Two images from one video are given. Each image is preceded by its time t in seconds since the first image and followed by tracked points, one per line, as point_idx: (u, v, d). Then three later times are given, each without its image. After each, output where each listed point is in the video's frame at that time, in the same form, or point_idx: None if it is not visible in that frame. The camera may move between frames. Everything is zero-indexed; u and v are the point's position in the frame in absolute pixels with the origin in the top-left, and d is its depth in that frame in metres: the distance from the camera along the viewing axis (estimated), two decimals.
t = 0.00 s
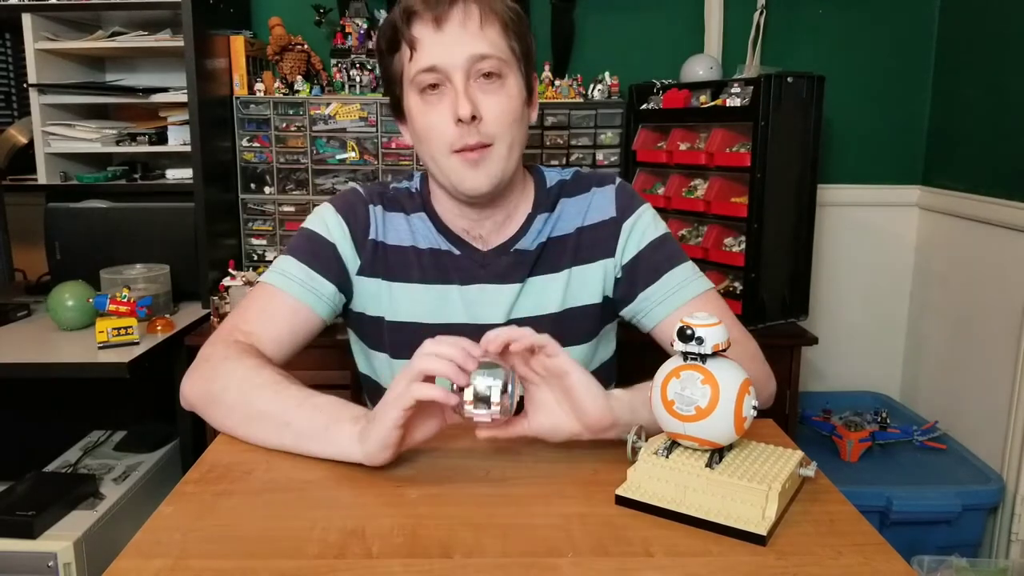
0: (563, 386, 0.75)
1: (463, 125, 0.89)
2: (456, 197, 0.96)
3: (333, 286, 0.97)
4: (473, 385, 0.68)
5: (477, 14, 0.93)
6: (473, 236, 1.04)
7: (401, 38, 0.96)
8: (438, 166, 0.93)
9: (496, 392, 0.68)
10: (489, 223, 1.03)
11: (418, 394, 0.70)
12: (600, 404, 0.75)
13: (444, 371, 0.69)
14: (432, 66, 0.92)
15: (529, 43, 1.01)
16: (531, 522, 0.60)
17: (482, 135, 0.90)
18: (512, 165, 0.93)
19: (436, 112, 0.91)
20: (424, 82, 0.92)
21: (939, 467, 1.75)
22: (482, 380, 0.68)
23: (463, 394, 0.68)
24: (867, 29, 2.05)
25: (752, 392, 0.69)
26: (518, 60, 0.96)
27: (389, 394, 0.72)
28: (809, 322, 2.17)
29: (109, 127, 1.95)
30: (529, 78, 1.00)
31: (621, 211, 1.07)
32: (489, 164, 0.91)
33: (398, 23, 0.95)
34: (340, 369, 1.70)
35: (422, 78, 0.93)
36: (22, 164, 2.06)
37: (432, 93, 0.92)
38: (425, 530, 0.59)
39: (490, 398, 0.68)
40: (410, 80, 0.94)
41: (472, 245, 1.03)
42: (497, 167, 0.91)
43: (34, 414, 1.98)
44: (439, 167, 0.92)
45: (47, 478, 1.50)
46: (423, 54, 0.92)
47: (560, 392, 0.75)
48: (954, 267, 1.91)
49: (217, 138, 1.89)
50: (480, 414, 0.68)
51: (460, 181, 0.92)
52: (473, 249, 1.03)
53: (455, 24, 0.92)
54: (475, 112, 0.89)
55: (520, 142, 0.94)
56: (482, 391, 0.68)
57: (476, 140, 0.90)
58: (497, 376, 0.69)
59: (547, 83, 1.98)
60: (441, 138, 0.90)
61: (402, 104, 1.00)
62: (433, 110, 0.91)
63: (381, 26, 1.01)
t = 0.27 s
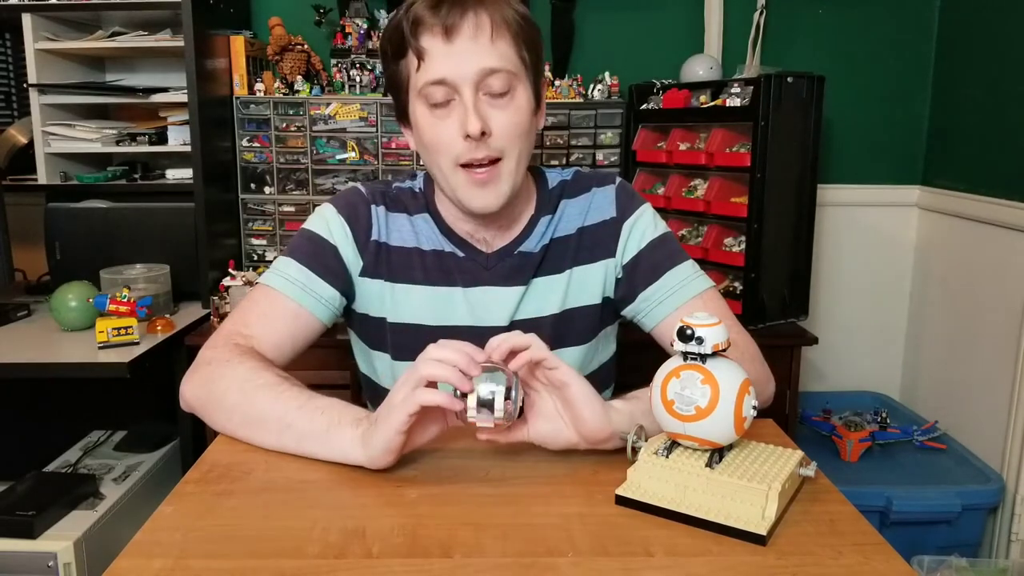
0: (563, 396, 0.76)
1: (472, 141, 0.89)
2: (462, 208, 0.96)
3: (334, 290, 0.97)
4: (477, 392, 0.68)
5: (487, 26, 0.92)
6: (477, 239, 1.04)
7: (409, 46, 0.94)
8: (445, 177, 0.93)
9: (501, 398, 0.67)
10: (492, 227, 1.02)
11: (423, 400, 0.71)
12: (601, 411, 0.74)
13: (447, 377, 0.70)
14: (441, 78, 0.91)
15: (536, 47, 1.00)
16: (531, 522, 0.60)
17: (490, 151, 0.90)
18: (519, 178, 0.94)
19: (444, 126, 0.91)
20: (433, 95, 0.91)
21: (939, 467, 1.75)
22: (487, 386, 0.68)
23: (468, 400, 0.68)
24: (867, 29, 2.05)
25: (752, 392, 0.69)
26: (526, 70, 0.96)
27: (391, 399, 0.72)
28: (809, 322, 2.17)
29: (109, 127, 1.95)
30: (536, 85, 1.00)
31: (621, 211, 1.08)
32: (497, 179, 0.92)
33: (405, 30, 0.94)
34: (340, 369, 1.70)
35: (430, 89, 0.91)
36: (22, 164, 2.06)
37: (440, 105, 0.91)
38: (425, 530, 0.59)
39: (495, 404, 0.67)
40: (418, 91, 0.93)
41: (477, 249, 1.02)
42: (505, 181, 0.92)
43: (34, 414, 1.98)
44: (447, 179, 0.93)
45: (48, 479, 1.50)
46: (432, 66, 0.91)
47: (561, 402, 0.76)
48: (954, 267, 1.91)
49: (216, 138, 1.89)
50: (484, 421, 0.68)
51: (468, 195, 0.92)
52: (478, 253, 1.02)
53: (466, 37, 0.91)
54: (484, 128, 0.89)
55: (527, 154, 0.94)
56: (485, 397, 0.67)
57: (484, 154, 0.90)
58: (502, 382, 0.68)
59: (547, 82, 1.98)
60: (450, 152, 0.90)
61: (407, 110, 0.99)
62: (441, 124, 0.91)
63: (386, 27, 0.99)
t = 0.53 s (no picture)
0: (563, 395, 0.76)
1: (466, 153, 0.89)
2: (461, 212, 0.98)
3: (333, 292, 0.96)
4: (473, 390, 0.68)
5: (481, 37, 0.90)
6: (477, 241, 1.04)
7: (404, 54, 0.93)
8: (443, 184, 0.94)
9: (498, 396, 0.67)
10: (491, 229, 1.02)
11: (420, 398, 0.71)
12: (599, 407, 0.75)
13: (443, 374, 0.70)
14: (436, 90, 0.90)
15: (535, 44, 0.98)
16: (530, 522, 0.60)
17: (485, 160, 0.91)
18: (515, 183, 0.95)
19: (440, 136, 0.91)
20: (429, 106, 0.91)
21: (939, 467, 1.75)
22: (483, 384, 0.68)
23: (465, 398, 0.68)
24: (867, 29, 2.05)
25: (752, 392, 0.69)
26: (523, 75, 0.95)
27: (390, 396, 0.73)
28: (809, 322, 2.17)
29: (109, 127, 1.95)
30: (536, 86, 0.98)
31: (622, 212, 1.07)
32: (494, 188, 0.93)
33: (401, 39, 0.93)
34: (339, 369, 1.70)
35: (426, 100, 0.91)
36: (22, 164, 2.05)
37: (436, 116, 0.91)
38: (425, 530, 0.59)
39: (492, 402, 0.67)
40: (414, 100, 0.93)
41: (476, 249, 1.02)
42: (501, 188, 0.93)
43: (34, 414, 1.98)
44: (444, 186, 0.94)
45: (48, 479, 1.50)
46: (426, 77, 0.90)
47: (560, 401, 0.76)
48: (954, 267, 1.91)
49: (217, 138, 1.89)
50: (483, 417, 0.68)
51: (465, 202, 0.93)
52: (478, 253, 1.02)
53: (460, 49, 0.90)
54: (479, 141, 0.89)
55: (524, 160, 0.95)
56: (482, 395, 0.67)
57: (480, 164, 0.91)
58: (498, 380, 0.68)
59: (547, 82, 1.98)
60: (446, 161, 0.91)
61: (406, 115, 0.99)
62: (437, 134, 0.91)
63: (383, 30, 0.98)
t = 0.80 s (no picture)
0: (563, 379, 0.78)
1: (456, 152, 0.89)
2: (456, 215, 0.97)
3: (331, 293, 0.97)
4: (462, 390, 0.67)
5: (464, 36, 0.91)
6: (473, 242, 1.03)
7: (392, 61, 0.94)
8: (436, 187, 0.93)
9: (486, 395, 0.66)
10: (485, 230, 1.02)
11: (407, 405, 0.70)
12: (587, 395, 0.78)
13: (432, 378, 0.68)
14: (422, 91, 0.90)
15: (524, 45, 0.98)
16: (530, 522, 0.60)
17: (476, 159, 0.90)
18: (509, 182, 0.94)
19: (429, 138, 0.91)
20: (417, 108, 0.91)
21: (939, 467, 1.75)
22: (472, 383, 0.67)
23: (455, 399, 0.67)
24: (867, 29, 2.05)
25: (752, 392, 0.69)
26: (510, 74, 0.95)
27: (379, 401, 0.72)
28: (808, 322, 2.17)
29: (109, 127, 1.95)
30: (526, 86, 0.98)
31: (626, 221, 1.07)
32: (486, 187, 0.92)
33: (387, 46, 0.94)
34: (339, 369, 1.70)
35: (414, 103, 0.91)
36: (22, 164, 2.05)
37: (424, 118, 0.91)
38: (425, 529, 0.59)
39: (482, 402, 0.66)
40: (403, 105, 0.93)
41: (472, 251, 1.02)
42: (494, 187, 0.92)
43: (35, 414, 1.99)
44: (438, 189, 0.93)
45: (48, 479, 1.50)
46: (413, 80, 0.91)
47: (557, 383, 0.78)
48: (953, 267, 1.91)
49: (216, 138, 1.89)
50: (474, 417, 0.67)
51: (459, 204, 0.93)
52: (473, 254, 1.02)
53: (444, 50, 0.90)
54: (468, 138, 0.88)
55: (516, 159, 0.94)
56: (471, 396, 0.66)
57: (470, 163, 0.90)
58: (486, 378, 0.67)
59: (547, 82, 1.98)
60: (437, 163, 0.91)
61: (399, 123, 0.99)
62: (426, 135, 0.91)
63: (371, 40, 0.99)
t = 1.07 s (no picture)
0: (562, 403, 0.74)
1: (456, 150, 0.89)
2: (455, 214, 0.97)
3: (331, 294, 0.97)
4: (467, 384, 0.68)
5: (463, 34, 0.91)
6: (472, 243, 1.03)
7: (392, 59, 0.94)
8: (436, 186, 0.93)
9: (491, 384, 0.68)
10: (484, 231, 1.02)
11: (412, 401, 0.70)
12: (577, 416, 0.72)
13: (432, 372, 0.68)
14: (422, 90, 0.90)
15: (522, 43, 0.98)
16: (529, 522, 0.60)
17: (475, 157, 0.90)
18: (509, 181, 0.94)
19: (428, 136, 0.91)
20: (416, 106, 0.91)
21: (939, 467, 1.75)
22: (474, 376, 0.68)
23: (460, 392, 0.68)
24: (867, 30, 2.05)
25: (752, 392, 0.69)
26: (509, 72, 0.95)
27: (380, 399, 0.72)
28: (808, 322, 2.17)
29: (109, 127, 1.95)
30: (525, 84, 0.98)
31: (624, 220, 1.07)
32: (485, 185, 0.92)
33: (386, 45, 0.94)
34: (339, 369, 1.70)
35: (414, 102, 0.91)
36: (22, 164, 2.05)
37: (424, 116, 0.91)
38: (425, 529, 0.59)
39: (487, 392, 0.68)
40: (403, 103, 0.93)
41: (471, 251, 1.02)
42: (494, 185, 0.92)
43: (35, 414, 1.99)
44: (437, 188, 0.93)
45: (48, 478, 1.50)
46: (413, 78, 0.91)
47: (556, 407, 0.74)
48: (954, 267, 1.91)
49: (217, 138, 1.89)
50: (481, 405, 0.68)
51: (458, 202, 0.93)
52: (472, 254, 1.02)
53: (443, 48, 0.90)
54: (467, 136, 0.89)
55: (515, 158, 0.94)
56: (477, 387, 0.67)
57: (470, 161, 0.90)
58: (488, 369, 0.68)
59: (547, 83, 1.99)
60: (437, 161, 0.91)
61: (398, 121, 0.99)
62: (426, 133, 0.91)
63: (370, 39, 0.99)
